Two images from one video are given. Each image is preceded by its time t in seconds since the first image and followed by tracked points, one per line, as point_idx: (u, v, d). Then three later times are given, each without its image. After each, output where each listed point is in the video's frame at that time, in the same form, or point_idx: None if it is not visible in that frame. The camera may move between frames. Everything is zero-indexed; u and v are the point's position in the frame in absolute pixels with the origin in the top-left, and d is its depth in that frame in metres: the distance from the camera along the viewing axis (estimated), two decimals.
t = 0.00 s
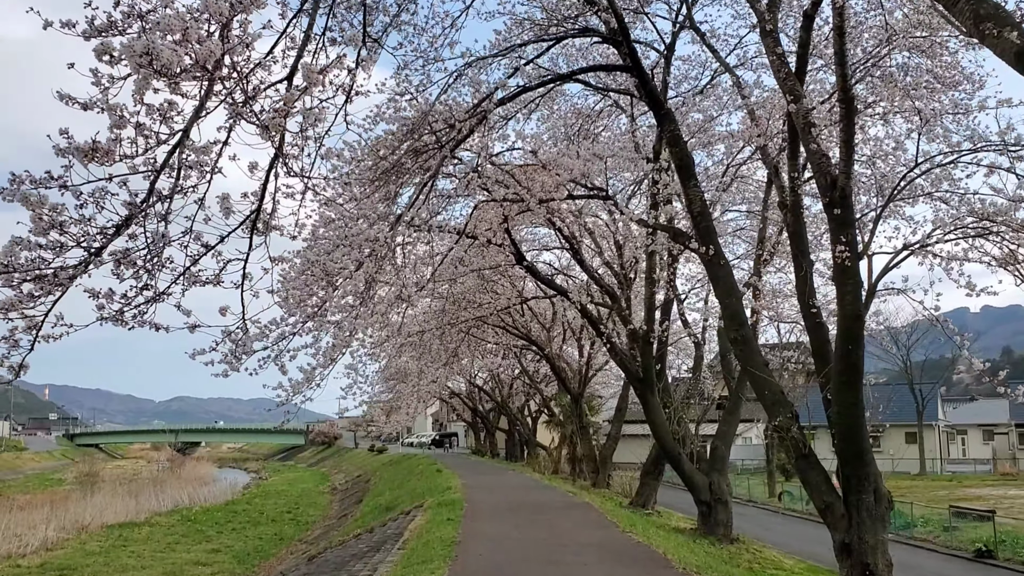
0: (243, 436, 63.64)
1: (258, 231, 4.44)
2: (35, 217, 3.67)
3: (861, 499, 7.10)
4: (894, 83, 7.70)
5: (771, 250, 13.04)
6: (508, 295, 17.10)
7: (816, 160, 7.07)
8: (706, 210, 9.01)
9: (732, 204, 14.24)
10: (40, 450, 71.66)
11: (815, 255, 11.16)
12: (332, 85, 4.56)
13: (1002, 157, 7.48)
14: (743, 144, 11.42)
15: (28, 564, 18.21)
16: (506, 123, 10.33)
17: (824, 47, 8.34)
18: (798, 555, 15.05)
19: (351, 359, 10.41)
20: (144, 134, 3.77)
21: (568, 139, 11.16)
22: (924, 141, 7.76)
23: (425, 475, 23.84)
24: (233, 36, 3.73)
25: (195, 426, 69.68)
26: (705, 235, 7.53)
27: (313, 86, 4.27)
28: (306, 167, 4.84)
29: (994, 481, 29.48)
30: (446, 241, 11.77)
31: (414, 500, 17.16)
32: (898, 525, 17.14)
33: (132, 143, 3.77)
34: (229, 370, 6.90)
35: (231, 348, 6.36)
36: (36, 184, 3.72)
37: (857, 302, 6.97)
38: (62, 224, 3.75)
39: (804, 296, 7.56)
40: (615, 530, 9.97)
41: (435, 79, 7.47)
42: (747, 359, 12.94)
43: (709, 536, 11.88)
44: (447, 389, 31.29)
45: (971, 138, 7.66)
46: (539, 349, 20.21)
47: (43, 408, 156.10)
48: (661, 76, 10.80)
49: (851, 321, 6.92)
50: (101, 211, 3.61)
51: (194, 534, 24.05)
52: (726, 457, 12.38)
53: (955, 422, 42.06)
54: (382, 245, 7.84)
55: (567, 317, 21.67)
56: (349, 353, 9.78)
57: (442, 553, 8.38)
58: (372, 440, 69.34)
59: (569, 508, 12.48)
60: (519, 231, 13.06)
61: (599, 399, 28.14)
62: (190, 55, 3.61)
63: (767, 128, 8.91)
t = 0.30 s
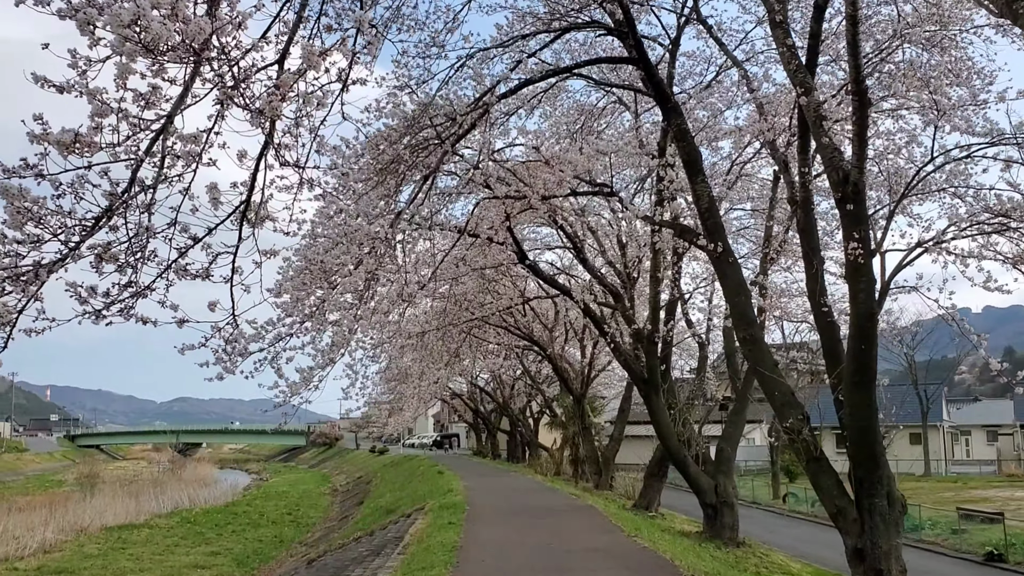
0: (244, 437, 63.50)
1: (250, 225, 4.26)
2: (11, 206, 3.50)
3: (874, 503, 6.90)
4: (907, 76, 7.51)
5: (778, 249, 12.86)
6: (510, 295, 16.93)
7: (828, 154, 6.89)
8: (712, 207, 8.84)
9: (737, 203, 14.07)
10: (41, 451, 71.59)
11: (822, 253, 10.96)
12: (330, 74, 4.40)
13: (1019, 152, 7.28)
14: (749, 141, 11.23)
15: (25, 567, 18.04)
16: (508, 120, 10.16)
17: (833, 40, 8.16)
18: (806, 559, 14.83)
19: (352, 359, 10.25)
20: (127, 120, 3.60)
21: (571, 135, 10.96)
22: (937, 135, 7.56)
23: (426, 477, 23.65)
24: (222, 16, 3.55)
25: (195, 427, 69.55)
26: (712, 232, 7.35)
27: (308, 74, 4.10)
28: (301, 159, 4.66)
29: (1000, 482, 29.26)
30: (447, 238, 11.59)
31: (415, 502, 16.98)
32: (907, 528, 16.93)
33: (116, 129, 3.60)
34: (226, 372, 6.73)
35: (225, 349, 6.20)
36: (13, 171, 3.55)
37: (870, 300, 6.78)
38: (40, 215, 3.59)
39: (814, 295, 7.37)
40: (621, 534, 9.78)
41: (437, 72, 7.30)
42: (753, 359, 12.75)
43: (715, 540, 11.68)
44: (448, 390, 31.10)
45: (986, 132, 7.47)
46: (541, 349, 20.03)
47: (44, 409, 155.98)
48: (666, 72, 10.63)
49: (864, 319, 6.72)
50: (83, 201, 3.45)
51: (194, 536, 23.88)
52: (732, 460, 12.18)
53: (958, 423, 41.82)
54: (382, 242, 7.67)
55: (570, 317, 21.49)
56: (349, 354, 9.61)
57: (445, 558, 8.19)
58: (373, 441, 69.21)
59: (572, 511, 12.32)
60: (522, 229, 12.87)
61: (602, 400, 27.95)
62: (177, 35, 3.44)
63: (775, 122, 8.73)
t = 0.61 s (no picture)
0: (245, 437, 63.34)
1: (238, 205, 4.09)
2: None
3: (885, 499, 6.71)
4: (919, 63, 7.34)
5: (783, 243, 12.70)
6: (511, 291, 16.76)
7: (837, 141, 6.72)
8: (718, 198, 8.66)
9: (741, 197, 13.90)
10: (41, 450, 71.48)
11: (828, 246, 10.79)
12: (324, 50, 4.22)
13: None
14: (755, 133, 11.06)
15: (23, 566, 17.89)
16: (509, 111, 9.99)
17: (842, 27, 7.99)
18: (812, 557, 14.63)
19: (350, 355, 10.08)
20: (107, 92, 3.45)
21: (573, 127, 10.79)
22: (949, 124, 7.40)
23: (427, 475, 23.47)
24: None
25: (196, 426, 69.39)
26: (719, 222, 7.18)
27: (302, 48, 3.94)
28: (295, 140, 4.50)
29: (1004, 481, 29.09)
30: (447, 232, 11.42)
31: (416, 500, 16.81)
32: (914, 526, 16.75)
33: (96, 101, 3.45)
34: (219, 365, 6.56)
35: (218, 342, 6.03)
36: None
37: (881, 290, 6.61)
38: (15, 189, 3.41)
39: (823, 287, 7.20)
40: (624, 532, 9.60)
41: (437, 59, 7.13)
42: (758, 355, 12.58)
43: (719, 538, 11.50)
44: (449, 387, 30.96)
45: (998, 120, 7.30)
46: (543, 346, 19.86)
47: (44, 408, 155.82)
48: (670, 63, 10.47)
49: (874, 309, 6.55)
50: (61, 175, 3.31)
51: (193, 535, 23.72)
52: (736, 456, 12.00)
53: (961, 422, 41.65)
54: (380, 232, 7.49)
55: (571, 314, 21.32)
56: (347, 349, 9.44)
57: (445, 556, 8.02)
58: (374, 441, 69.07)
59: (575, 509, 12.14)
60: (523, 224, 12.69)
61: (604, 398, 27.78)
62: None
63: (781, 111, 8.55)
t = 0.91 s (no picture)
0: (245, 437, 63.20)
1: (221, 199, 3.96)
2: None
3: (894, 503, 6.55)
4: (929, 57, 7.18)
5: (787, 242, 12.55)
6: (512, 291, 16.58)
7: (846, 136, 6.54)
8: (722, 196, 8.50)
9: (745, 196, 13.72)
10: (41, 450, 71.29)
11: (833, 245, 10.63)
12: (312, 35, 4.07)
13: None
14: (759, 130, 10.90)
15: (19, 568, 17.73)
16: (510, 107, 9.84)
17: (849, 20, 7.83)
18: (815, 560, 14.48)
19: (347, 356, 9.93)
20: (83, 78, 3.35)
21: (575, 123, 10.63)
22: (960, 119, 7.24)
23: (427, 476, 23.29)
24: None
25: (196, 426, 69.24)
26: (724, 219, 7.01)
27: (292, 30, 3.81)
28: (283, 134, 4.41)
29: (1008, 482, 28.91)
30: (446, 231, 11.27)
31: (415, 501, 16.65)
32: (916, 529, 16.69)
33: (70, 89, 3.37)
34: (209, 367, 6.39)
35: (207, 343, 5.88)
36: None
37: (891, 290, 6.44)
38: None
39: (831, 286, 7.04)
40: (626, 535, 9.44)
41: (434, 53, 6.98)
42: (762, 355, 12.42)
43: (722, 541, 11.34)
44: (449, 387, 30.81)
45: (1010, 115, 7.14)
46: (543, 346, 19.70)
47: (44, 408, 155.67)
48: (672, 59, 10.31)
49: (884, 309, 6.38)
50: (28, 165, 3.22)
51: (191, 536, 23.56)
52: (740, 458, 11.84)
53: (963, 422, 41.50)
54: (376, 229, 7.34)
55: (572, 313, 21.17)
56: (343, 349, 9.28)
57: (443, 561, 7.87)
58: (374, 441, 68.92)
59: (576, 512, 11.98)
60: (523, 222, 12.53)
61: (605, 398, 27.61)
62: None
63: (787, 105, 8.37)
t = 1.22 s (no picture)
0: (245, 437, 63.06)
1: (209, 186, 3.80)
2: None
3: (908, 505, 6.35)
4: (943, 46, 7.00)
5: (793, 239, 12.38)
6: (514, 289, 16.39)
7: (858, 127, 6.35)
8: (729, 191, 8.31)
9: (750, 192, 13.54)
10: (41, 450, 71.18)
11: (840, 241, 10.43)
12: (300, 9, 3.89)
13: None
14: (765, 125, 10.71)
15: (16, 569, 17.59)
16: (512, 101, 9.66)
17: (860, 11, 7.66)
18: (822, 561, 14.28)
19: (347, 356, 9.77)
20: (63, 54, 3.24)
21: (578, 118, 10.45)
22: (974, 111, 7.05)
23: (428, 476, 23.12)
24: None
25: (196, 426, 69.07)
26: (733, 212, 6.83)
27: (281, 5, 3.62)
28: (274, 123, 4.36)
29: (1012, 481, 28.71)
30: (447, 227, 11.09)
31: (416, 501, 16.48)
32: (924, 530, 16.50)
33: (44, 65, 3.21)
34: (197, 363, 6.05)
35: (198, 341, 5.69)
36: None
37: (906, 285, 6.25)
38: None
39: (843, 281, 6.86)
40: (631, 537, 9.25)
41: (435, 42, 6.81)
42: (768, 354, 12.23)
43: (728, 543, 11.16)
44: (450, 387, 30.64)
45: None
46: (545, 344, 19.51)
47: (45, 408, 155.60)
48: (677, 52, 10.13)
49: (897, 306, 6.19)
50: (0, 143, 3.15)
51: (191, 536, 23.43)
52: (746, 458, 11.64)
53: (966, 421, 41.32)
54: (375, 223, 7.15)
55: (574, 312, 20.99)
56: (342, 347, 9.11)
57: (444, 564, 7.69)
58: (374, 441, 68.76)
59: (579, 512, 11.78)
60: (526, 218, 12.33)
61: (607, 397, 27.45)
62: None
63: (795, 97, 8.18)
